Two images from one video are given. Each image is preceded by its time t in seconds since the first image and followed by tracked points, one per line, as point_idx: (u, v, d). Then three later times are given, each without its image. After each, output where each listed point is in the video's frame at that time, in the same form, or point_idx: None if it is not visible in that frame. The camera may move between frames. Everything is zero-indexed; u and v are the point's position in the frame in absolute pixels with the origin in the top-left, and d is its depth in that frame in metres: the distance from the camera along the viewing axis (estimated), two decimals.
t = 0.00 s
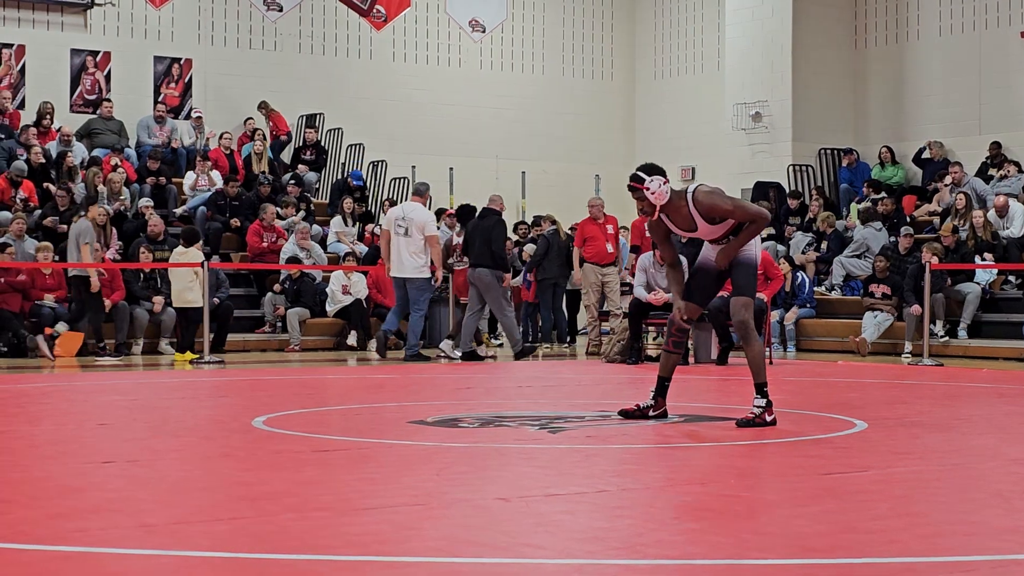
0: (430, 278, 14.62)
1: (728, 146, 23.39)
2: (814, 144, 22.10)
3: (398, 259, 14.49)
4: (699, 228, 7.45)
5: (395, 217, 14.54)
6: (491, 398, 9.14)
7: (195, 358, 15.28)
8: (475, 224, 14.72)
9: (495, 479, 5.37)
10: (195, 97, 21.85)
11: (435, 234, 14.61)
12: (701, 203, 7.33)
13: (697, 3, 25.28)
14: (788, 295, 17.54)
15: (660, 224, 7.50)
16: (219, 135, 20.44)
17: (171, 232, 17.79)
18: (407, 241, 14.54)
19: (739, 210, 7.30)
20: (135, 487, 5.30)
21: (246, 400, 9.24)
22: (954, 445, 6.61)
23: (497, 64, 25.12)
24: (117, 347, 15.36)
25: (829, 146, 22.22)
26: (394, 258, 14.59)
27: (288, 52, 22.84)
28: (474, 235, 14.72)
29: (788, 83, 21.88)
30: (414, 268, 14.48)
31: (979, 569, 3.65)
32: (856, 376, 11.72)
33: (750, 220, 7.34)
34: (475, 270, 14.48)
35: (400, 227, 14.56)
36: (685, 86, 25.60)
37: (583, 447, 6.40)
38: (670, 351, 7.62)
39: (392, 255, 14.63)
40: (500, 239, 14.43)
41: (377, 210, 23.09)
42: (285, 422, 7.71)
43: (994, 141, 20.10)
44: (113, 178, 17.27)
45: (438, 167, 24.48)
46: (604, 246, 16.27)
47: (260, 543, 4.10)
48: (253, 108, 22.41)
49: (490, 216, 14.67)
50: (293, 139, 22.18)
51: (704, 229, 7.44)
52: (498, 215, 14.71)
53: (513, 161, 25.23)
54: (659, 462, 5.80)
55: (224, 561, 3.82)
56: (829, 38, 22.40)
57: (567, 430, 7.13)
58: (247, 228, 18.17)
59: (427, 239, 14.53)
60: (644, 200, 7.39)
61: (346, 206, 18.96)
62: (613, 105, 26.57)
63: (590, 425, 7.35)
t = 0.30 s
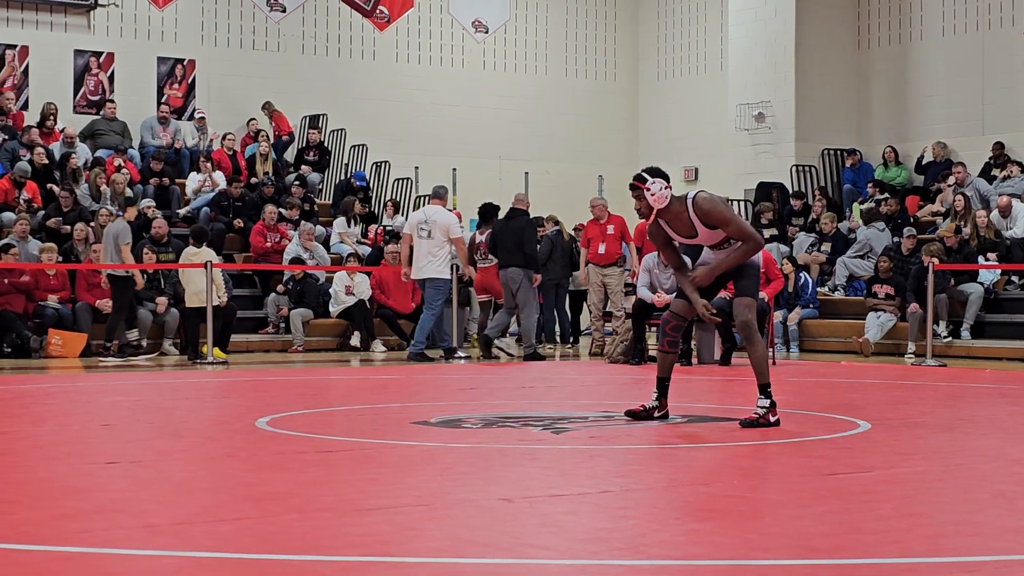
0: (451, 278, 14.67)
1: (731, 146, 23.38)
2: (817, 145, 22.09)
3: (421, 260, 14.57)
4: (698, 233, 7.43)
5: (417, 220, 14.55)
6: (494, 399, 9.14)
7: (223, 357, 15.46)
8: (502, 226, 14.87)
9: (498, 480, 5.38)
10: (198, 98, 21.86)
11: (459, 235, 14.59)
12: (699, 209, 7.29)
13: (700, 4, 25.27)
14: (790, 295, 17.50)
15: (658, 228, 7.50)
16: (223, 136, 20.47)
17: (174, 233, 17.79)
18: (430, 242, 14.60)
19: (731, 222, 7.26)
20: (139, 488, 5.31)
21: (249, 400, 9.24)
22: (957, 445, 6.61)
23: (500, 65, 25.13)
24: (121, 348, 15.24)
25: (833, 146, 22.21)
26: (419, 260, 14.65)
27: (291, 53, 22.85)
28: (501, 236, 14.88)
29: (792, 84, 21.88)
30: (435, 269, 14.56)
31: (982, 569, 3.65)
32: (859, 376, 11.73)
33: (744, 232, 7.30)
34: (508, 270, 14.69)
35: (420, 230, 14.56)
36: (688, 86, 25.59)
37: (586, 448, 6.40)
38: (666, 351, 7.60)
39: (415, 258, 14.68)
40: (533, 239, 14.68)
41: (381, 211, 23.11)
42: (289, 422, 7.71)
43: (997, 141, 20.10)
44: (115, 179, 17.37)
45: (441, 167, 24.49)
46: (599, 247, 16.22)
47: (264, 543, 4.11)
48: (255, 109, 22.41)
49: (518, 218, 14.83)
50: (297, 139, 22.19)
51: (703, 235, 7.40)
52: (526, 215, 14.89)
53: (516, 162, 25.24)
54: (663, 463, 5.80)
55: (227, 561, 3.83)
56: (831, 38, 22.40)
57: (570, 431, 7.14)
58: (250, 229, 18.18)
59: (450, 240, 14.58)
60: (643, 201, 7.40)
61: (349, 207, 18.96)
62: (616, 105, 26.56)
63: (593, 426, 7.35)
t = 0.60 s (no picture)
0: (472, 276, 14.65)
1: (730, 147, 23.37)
2: (816, 146, 22.10)
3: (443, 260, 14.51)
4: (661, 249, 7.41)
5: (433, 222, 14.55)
6: (493, 399, 9.14)
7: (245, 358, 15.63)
8: (518, 227, 15.16)
9: (497, 480, 5.38)
10: (198, 98, 21.86)
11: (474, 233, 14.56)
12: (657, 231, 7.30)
13: (699, 5, 25.29)
14: (789, 296, 17.41)
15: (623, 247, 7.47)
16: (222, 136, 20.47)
17: (173, 233, 17.78)
18: (447, 243, 14.56)
19: (676, 248, 7.23)
20: (138, 488, 5.31)
21: (247, 401, 9.24)
22: (956, 445, 6.61)
23: (499, 65, 25.13)
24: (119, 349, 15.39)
25: (831, 146, 22.23)
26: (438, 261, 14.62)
27: (290, 53, 22.86)
28: (518, 238, 15.13)
29: (791, 85, 21.88)
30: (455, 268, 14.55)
31: (981, 569, 3.66)
32: (858, 377, 11.74)
33: (686, 262, 7.22)
34: (526, 268, 14.95)
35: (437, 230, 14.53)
36: (687, 86, 25.61)
37: (584, 448, 6.40)
38: (646, 350, 7.62)
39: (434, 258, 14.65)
40: (555, 239, 15.11)
41: (379, 212, 23.11)
42: (287, 422, 7.71)
43: (995, 142, 20.13)
44: (113, 179, 17.21)
45: (440, 167, 24.49)
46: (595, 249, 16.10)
47: (263, 543, 4.12)
48: (254, 109, 22.40)
49: (535, 218, 15.14)
50: (296, 140, 22.21)
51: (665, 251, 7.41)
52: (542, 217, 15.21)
53: (515, 163, 25.25)
54: (660, 463, 5.81)
55: (226, 560, 3.84)
56: (830, 39, 22.41)
57: (569, 431, 7.15)
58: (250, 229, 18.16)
59: (465, 239, 14.48)
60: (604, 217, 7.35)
61: (348, 207, 18.97)
62: (615, 105, 26.56)
63: (592, 426, 7.36)
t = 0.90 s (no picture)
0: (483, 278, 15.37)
1: (723, 148, 23.38)
2: (809, 146, 22.13)
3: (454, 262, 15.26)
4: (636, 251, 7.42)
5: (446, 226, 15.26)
6: (486, 400, 9.12)
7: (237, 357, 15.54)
8: (520, 230, 15.15)
9: (489, 480, 5.37)
10: (190, 98, 21.83)
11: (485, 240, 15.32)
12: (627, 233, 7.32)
13: (692, 5, 25.30)
14: (782, 296, 17.40)
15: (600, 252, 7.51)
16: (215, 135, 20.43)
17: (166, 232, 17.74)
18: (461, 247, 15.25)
19: (641, 249, 7.22)
20: (130, 488, 5.30)
21: (240, 401, 9.23)
22: (949, 446, 6.61)
23: (492, 65, 25.11)
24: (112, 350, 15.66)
25: (824, 147, 22.25)
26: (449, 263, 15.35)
27: (283, 53, 22.84)
28: (523, 240, 15.12)
29: (784, 86, 21.90)
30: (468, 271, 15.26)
31: (973, 569, 3.66)
32: (851, 377, 11.74)
33: (650, 259, 7.23)
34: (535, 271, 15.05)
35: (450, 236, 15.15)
36: (680, 86, 25.63)
37: (577, 448, 6.39)
38: (635, 351, 7.60)
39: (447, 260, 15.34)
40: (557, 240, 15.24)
41: (372, 212, 23.08)
42: (279, 422, 7.69)
43: (988, 143, 20.16)
44: (107, 179, 17.19)
45: (433, 168, 24.47)
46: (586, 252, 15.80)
47: (255, 543, 4.10)
48: (247, 108, 22.37)
49: (535, 219, 15.14)
50: (289, 140, 22.18)
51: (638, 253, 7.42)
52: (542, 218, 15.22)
53: (508, 163, 25.23)
54: (653, 463, 5.80)
55: (218, 561, 3.83)
56: (823, 39, 22.43)
57: (562, 431, 7.14)
58: (242, 228, 18.10)
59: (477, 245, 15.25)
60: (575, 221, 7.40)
61: (340, 207, 18.93)
62: (608, 105, 26.55)
63: (585, 426, 7.34)
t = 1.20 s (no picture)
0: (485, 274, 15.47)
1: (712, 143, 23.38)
2: (797, 142, 22.15)
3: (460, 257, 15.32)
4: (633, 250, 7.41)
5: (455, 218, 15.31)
6: (474, 395, 9.11)
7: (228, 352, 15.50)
8: (516, 224, 15.16)
9: (477, 475, 5.37)
10: (179, 92, 21.76)
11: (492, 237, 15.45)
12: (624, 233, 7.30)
13: None
14: (771, 292, 17.45)
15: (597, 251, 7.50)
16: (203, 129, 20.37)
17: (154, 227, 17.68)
18: (469, 241, 15.34)
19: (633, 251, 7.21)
20: (117, 482, 5.28)
21: (227, 395, 9.20)
22: (936, 442, 6.63)
23: (481, 60, 25.07)
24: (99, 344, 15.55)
25: (813, 143, 22.28)
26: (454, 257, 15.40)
27: (272, 47, 22.78)
28: (516, 234, 15.15)
29: (772, 82, 21.91)
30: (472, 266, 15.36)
31: (959, 566, 3.67)
32: (838, 373, 11.77)
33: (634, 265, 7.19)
34: (528, 266, 15.06)
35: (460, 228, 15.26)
36: (669, 82, 25.65)
37: (565, 444, 6.39)
38: (628, 346, 7.58)
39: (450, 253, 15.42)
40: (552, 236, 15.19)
41: (360, 207, 23.04)
42: (267, 418, 7.67)
43: (976, 139, 20.23)
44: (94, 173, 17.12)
45: (422, 163, 24.43)
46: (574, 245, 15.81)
47: (241, 538, 4.09)
48: (235, 103, 22.31)
49: (530, 215, 15.17)
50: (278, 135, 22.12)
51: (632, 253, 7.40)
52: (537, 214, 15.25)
53: (497, 158, 25.21)
54: (641, 459, 5.80)
55: (204, 556, 3.81)
56: (812, 35, 22.45)
57: (550, 426, 7.14)
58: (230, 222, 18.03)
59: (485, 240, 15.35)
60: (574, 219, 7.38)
61: (328, 202, 18.90)
62: (597, 100, 26.54)
63: (573, 422, 7.34)
